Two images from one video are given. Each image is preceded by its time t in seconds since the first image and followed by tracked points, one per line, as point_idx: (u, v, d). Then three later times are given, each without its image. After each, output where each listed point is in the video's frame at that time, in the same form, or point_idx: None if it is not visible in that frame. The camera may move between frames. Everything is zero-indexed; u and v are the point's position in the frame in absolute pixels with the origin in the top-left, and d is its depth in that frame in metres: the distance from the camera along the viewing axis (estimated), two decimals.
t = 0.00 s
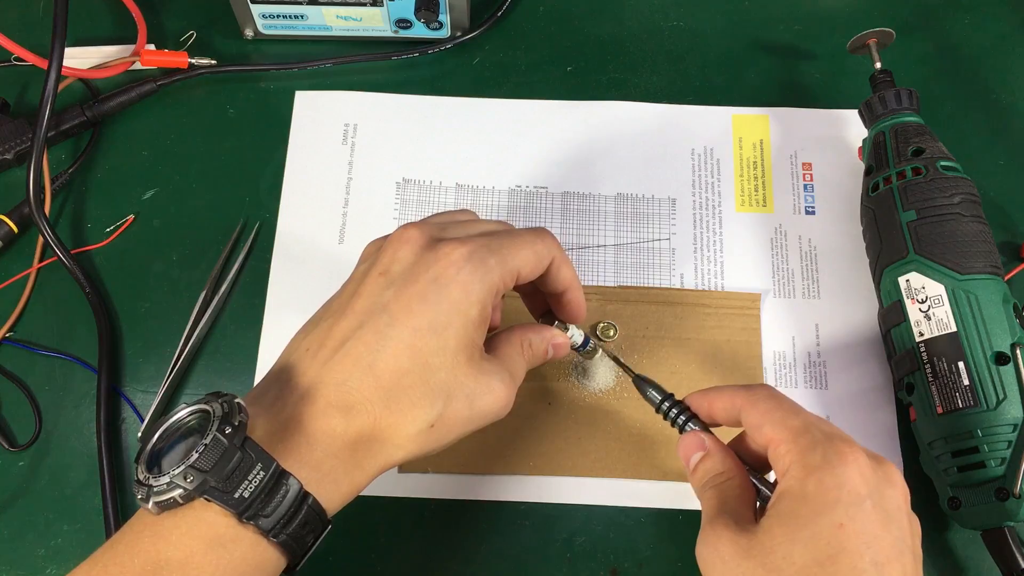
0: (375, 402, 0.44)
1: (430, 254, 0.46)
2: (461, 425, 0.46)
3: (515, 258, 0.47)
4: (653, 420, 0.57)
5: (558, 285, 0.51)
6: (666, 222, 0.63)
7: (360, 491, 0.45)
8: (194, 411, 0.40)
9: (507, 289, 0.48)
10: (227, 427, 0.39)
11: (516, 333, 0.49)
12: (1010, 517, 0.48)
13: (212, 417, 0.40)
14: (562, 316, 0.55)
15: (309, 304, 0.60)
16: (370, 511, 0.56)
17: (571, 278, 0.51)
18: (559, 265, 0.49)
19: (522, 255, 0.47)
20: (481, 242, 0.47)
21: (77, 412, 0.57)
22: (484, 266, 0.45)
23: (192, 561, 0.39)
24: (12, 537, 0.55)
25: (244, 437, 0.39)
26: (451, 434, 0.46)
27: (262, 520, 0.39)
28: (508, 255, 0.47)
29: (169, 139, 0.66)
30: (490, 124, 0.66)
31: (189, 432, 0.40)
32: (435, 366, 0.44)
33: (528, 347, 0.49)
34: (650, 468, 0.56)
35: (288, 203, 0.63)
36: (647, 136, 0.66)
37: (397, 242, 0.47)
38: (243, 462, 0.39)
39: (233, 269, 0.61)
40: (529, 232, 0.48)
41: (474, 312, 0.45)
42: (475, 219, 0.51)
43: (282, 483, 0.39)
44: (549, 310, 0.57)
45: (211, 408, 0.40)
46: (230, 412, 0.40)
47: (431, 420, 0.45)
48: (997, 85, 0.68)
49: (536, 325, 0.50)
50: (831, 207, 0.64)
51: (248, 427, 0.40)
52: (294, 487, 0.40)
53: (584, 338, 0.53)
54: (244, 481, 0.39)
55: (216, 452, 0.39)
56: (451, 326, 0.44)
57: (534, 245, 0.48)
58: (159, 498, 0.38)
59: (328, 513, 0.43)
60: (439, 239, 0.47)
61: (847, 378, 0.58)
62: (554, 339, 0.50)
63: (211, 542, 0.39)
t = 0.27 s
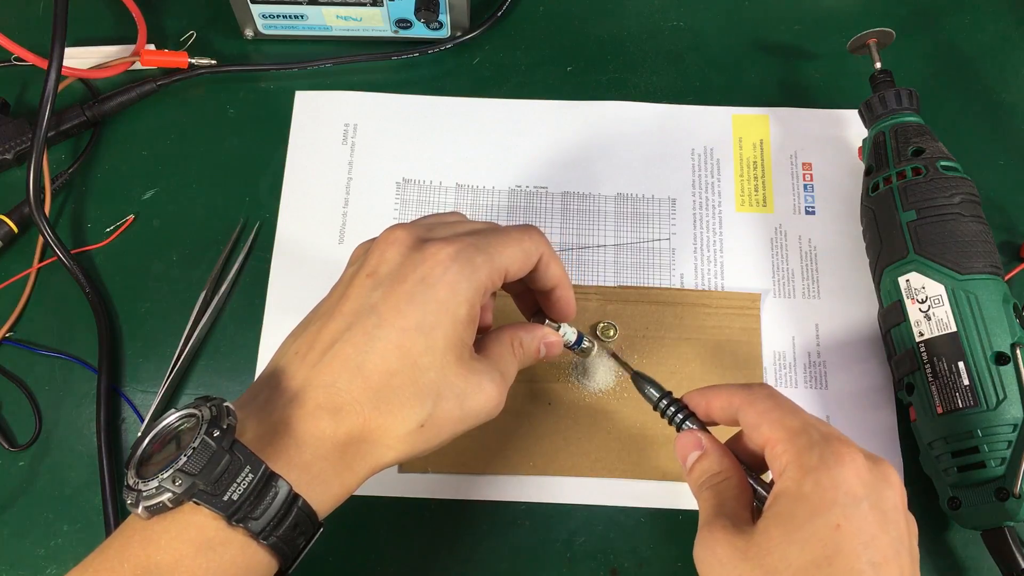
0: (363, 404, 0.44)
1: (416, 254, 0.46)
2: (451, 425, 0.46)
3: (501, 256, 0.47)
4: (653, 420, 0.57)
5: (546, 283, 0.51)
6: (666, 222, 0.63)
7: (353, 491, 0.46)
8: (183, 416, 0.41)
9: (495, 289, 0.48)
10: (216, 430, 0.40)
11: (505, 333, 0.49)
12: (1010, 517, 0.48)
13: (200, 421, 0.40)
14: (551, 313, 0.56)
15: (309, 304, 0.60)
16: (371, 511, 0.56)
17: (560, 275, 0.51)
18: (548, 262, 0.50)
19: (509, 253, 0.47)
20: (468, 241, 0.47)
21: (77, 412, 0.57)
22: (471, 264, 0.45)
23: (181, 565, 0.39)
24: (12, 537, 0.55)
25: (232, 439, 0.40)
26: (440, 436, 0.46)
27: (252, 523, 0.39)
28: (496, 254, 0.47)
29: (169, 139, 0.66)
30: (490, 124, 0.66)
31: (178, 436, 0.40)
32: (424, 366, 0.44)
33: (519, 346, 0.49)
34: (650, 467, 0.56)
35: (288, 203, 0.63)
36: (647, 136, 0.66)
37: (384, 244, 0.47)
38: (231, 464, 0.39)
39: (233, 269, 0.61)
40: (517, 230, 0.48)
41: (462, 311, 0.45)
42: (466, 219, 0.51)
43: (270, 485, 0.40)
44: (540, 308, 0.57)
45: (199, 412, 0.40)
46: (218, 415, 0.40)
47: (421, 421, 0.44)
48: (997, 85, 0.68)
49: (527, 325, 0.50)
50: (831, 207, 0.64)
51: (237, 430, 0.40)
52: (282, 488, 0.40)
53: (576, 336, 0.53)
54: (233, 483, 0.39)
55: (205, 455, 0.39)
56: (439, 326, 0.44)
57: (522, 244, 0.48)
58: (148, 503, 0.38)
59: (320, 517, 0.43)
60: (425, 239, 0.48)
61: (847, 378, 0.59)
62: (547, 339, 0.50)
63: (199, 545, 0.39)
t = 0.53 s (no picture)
0: (360, 407, 0.44)
1: (413, 256, 0.46)
2: (450, 427, 0.46)
3: (498, 257, 0.47)
4: (654, 420, 0.57)
5: (544, 285, 0.51)
6: (666, 222, 0.63)
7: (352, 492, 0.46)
8: (180, 419, 0.40)
9: (492, 291, 0.48)
10: (213, 434, 0.40)
11: (502, 335, 0.49)
12: (1010, 517, 0.48)
13: (198, 425, 0.40)
14: (550, 315, 0.56)
15: (310, 304, 0.60)
16: (371, 512, 0.56)
17: (559, 276, 0.51)
18: (546, 264, 0.50)
19: (506, 255, 0.47)
20: (465, 243, 0.47)
21: (77, 412, 0.57)
22: (467, 266, 0.45)
23: (180, 568, 0.39)
24: (12, 537, 0.55)
25: (231, 443, 0.40)
26: (439, 437, 0.46)
27: (250, 526, 0.39)
28: (493, 256, 0.47)
29: (169, 139, 0.66)
30: (490, 124, 0.66)
31: (176, 440, 0.40)
32: (422, 368, 0.44)
33: (516, 347, 0.49)
34: (650, 467, 0.56)
35: (288, 203, 0.63)
36: (647, 136, 0.66)
37: (382, 247, 0.47)
38: (230, 468, 0.39)
39: (233, 269, 0.61)
40: (514, 231, 0.48)
41: (461, 313, 0.45)
42: (465, 220, 0.51)
43: (268, 488, 0.40)
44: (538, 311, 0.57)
45: (197, 415, 0.40)
46: (216, 419, 0.40)
47: (418, 422, 0.44)
48: (997, 85, 0.68)
49: (525, 326, 0.50)
50: (830, 207, 0.64)
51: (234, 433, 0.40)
52: (281, 491, 0.40)
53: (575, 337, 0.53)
54: (231, 486, 0.39)
55: (203, 459, 0.39)
56: (437, 328, 0.44)
57: (519, 245, 0.48)
58: (145, 507, 0.38)
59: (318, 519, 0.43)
60: (422, 241, 0.48)
61: (848, 378, 0.58)
62: (544, 339, 0.50)
63: (198, 549, 0.39)
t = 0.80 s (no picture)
0: (360, 407, 0.44)
1: (414, 256, 0.46)
2: (449, 427, 0.45)
3: (498, 259, 0.47)
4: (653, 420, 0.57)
5: (544, 286, 0.51)
6: (666, 222, 0.63)
7: (352, 493, 0.46)
8: (181, 419, 0.40)
9: (493, 292, 0.48)
10: (213, 434, 0.40)
11: (503, 335, 0.49)
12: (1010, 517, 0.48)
13: (197, 425, 0.40)
14: (551, 317, 0.56)
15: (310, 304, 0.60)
16: (371, 512, 0.56)
17: (559, 277, 0.51)
18: (546, 265, 0.50)
19: (506, 256, 0.47)
20: (466, 244, 0.47)
21: (77, 411, 0.57)
22: (467, 267, 0.45)
23: (181, 569, 0.39)
24: (12, 537, 0.55)
25: (230, 443, 0.39)
26: (439, 437, 0.46)
27: (250, 527, 0.39)
28: (493, 257, 0.46)
29: (169, 139, 0.66)
30: (490, 124, 0.66)
31: (176, 440, 0.40)
32: (422, 369, 0.44)
33: (516, 348, 0.49)
34: (650, 467, 0.56)
35: (288, 204, 0.63)
36: (647, 136, 0.66)
37: (382, 247, 0.47)
38: (229, 469, 0.39)
39: (233, 269, 0.61)
40: (515, 233, 0.48)
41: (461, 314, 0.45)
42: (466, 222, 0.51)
43: (268, 489, 0.40)
44: (539, 312, 0.57)
45: (197, 416, 0.40)
46: (216, 419, 0.40)
47: (418, 423, 0.44)
48: (997, 85, 0.68)
49: (525, 327, 0.50)
50: (831, 207, 0.64)
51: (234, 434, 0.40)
52: (280, 492, 0.40)
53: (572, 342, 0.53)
54: (230, 487, 0.39)
55: (202, 459, 0.39)
56: (437, 330, 0.44)
57: (518, 247, 0.48)
58: (145, 507, 0.38)
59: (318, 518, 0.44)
60: (423, 241, 0.48)
61: (848, 378, 0.58)
62: (544, 340, 0.50)
63: (198, 550, 0.39)
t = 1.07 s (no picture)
0: (363, 409, 0.44)
1: (417, 259, 0.46)
2: (450, 430, 0.45)
3: (501, 262, 0.47)
4: (654, 421, 0.57)
5: (546, 289, 0.51)
6: (666, 222, 0.63)
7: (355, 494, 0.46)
8: (185, 421, 0.40)
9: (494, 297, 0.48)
10: (216, 436, 0.40)
11: (507, 339, 0.49)
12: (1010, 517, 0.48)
13: (201, 427, 0.40)
14: (553, 320, 0.56)
15: (310, 304, 0.60)
16: (370, 512, 0.56)
17: (561, 281, 0.51)
18: (548, 268, 0.50)
19: (509, 260, 0.47)
20: (469, 248, 0.47)
21: (77, 411, 0.57)
22: (470, 271, 0.45)
23: (183, 570, 0.39)
24: (12, 537, 0.55)
25: (234, 446, 0.39)
26: (441, 440, 0.46)
27: (253, 529, 0.39)
28: (496, 261, 0.46)
29: (169, 138, 0.66)
30: (490, 123, 0.66)
31: (179, 442, 0.40)
32: (424, 372, 0.44)
33: (518, 351, 0.49)
34: (650, 467, 0.56)
35: (288, 204, 0.63)
36: (647, 136, 0.66)
37: (385, 250, 0.47)
38: (232, 471, 0.39)
39: (233, 269, 0.61)
40: (518, 236, 0.48)
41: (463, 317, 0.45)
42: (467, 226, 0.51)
43: (271, 491, 0.40)
44: (542, 315, 0.57)
45: (200, 417, 0.40)
46: (219, 421, 0.40)
47: (420, 426, 0.44)
48: (997, 85, 0.68)
49: (528, 330, 0.50)
50: (831, 207, 0.64)
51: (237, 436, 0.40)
52: (283, 494, 0.40)
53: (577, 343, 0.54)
54: (233, 490, 0.39)
55: (206, 462, 0.39)
56: (439, 333, 0.44)
57: (521, 251, 0.47)
58: (148, 508, 0.38)
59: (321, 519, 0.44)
60: (426, 244, 0.48)
61: (848, 378, 0.58)
62: (547, 344, 0.50)
63: (201, 551, 0.39)
